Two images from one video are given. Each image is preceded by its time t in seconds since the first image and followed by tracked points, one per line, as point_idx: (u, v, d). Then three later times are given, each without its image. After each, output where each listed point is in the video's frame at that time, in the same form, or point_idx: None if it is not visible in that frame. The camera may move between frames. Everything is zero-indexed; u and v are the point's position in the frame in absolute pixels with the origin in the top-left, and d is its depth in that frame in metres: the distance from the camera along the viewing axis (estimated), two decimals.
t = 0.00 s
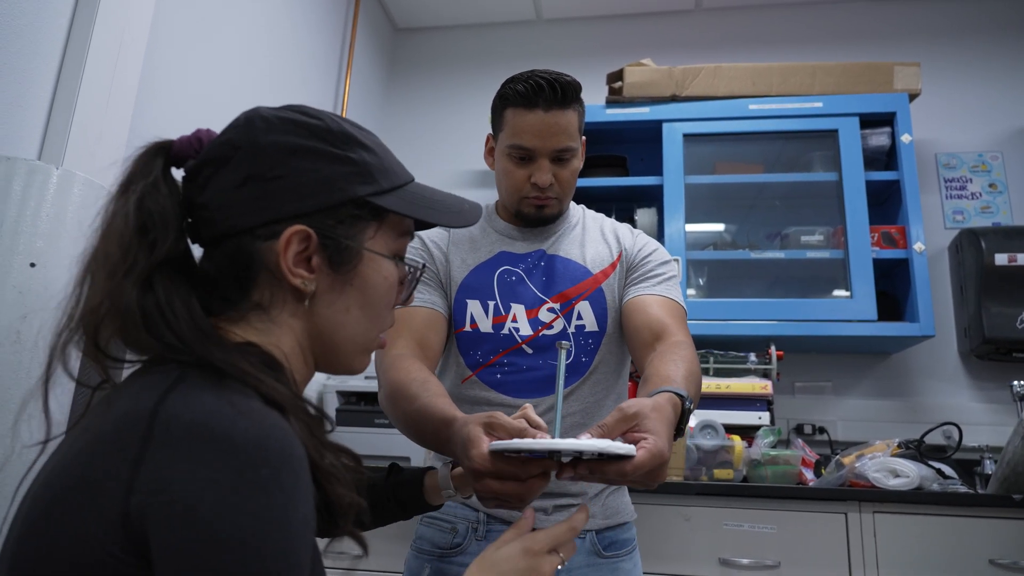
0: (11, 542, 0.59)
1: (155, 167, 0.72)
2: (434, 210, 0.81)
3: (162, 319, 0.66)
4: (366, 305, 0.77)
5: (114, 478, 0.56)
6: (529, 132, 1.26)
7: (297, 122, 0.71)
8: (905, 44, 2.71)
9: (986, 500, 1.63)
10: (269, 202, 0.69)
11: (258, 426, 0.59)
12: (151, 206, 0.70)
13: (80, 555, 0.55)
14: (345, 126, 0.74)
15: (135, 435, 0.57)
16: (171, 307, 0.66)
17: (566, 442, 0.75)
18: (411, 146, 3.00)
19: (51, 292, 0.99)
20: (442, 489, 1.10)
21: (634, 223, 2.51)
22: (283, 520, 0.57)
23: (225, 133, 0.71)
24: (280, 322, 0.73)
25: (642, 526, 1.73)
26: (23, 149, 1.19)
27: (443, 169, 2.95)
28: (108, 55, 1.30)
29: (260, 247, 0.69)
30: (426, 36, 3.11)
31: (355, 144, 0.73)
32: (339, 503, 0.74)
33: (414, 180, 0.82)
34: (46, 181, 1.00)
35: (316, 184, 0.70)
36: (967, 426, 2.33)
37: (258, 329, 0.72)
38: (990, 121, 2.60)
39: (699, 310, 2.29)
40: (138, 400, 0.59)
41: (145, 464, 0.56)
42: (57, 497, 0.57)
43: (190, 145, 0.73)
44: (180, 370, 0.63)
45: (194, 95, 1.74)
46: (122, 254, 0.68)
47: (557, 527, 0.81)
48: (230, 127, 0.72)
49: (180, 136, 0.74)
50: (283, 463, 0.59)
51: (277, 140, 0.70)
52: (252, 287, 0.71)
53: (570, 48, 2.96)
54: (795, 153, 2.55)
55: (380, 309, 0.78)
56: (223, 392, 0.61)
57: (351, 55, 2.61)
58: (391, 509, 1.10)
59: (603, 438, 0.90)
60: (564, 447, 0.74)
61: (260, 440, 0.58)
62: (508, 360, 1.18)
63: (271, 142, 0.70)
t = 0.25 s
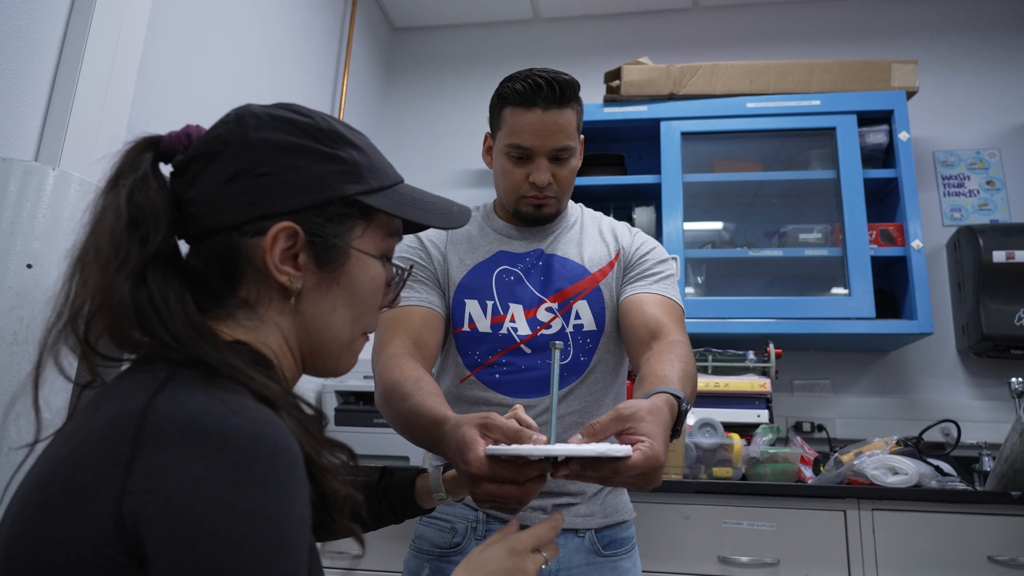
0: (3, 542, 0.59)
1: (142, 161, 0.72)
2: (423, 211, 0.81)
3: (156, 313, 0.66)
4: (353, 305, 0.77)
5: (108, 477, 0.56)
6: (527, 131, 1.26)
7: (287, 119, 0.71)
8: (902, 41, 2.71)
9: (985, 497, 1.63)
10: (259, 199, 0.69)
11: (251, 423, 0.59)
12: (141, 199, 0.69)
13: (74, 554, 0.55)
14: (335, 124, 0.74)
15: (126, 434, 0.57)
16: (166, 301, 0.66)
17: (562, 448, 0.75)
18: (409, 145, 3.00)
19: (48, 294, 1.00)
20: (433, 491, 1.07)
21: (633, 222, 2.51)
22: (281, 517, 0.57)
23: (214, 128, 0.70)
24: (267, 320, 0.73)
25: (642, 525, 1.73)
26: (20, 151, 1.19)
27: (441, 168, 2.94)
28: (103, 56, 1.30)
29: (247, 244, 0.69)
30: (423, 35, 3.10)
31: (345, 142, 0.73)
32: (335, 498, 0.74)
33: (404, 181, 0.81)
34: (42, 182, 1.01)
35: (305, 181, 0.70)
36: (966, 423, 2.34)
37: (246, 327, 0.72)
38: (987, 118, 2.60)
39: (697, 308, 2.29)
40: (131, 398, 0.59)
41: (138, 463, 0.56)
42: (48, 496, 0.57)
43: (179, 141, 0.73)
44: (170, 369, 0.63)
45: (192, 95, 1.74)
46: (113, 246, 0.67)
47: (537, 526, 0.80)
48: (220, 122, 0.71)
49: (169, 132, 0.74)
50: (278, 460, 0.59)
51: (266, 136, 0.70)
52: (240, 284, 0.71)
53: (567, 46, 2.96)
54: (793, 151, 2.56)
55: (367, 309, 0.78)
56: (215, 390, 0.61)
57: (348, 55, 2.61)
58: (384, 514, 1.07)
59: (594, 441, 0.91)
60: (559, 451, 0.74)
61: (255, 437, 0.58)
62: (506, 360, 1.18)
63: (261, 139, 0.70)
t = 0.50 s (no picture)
0: None
1: (123, 158, 0.72)
2: (408, 205, 0.82)
3: (141, 309, 0.66)
4: (339, 298, 0.77)
5: (94, 475, 0.56)
6: (524, 129, 1.26)
7: (268, 113, 0.71)
8: (901, 38, 2.70)
9: (985, 494, 1.63)
10: (241, 192, 0.69)
11: (238, 420, 0.59)
12: (123, 196, 0.70)
13: (62, 552, 0.55)
14: (317, 118, 0.74)
15: (112, 433, 0.57)
16: (151, 296, 0.66)
17: (562, 444, 0.75)
18: (408, 144, 3.00)
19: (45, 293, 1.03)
20: (425, 489, 1.07)
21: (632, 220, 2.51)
22: (271, 512, 0.58)
23: (196, 124, 0.71)
24: (251, 315, 0.72)
25: (642, 522, 1.74)
26: (18, 151, 1.19)
27: (440, 167, 2.94)
28: (101, 55, 1.30)
29: (229, 238, 0.69)
30: (421, 33, 3.10)
31: (327, 136, 0.73)
32: (327, 490, 0.75)
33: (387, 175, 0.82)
34: (40, 183, 1.04)
35: (287, 175, 0.70)
36: (966, 419, 2.34)
37: (232, 323, 0.72)
38: (987, 114, 2.60)
39: (697, 306, 2.29)
40: (117, 395, 0.59)
41: (123, 461, 0.56)
42: (34, 496, 0.57)
43: (161, 138, 0.73)
44: (156, 366, 0.63)
45: (190, 95, 1.74)
46: (97, 244, 0.68)
47: (527, 519, 0.81)
48: (201, 118, 0.71)
49: (150, 128, 0.74)
50: (267, 455, 0.59)
51: (247, 130, 0.70)
52: (224, 279, 0.71)
53: (566, 44, 2.95)
54: (792, 148, 2.55)
55: (353, 304, 0.78)
56: (200, 387, 0.61)
57: (346, 54, 2.61)
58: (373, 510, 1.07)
59: (591, 436, 0.90)
60: (557, 448, 0.74)
61: (242, 433, 0.58)
62: (504, 359, 1.18)
63: (242, 132, 0.70)
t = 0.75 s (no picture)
0: None
1: (106, 161, 0.72)
2: (394, 202, 0.82)
3: (127, 313, 0.66)
4: (327, 297, 0.77)
5: (82, 480, 0.56)
6: (522, 132, 1.26)
7: (250, 113, 0.72)
8: (901, 41, 2.71)
9: (984, 496, 1.63)
10: (225, 192, 0.69)
11: (227, 421, 0.59)
12: (106, 199, 0.70)
13: (53, 557, 0.56)
14: (301, 116, 0.74)
15: (100, 436, 0.57)
16: (136, 298, 0.66)
17: (562, 448, 0.76)
18: (408, 146, 3.00)
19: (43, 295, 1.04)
20: (418, 492, 1.07)
21: (631, 222, 2.51)
22: (263, 514, 0.58)
23: (177, 126, 0.71)
24: (240, 315, 0.73)
25: (640, 524, 1.74)
26: (18, 152, 1.19)
27: (440, 169, 2.94)
28: (100, 58, 1.30)
29: (215, 238, 0.69)
30: (421, 35, 3.10)
31: (311, 134, 0.73)
32: (318, 490, 0.76)
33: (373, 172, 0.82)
34: (40, 185, 1.05)
35: (271, 174, 0.71)
36: (965, 422, 2.34)
37: (219, 324, 0.72)
38: (985, 117, 2.60)
39: (696, 308, 2.29)
40: (105, 399, 0.59)
41: (113, 464, 0.56)
42: (26, 499, 0.57)
43: (142, 140, 0.74)
44: (144, 369, 0.63)
45: (190, 97, 1.75)
46: (80, 248, 0.67)
47: (517, 523, 0.81)
48: (182, 120, 0.72)
49: (132, 131, 0.74)
50: (256, 456, 0.59)
51: (230, 130, 0.70)
52: (210, 280, 0.71)
53: (565, 46, 2.96)
54: (791, 150, 2.56)
55: (342, 301, 0.78)
56: (188, 390, 0.61)
57: (346, 56, 2.61)
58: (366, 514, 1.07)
59: (591, 441, 0.89)
60: (556, 452, 0.74)
61: (231, 434, 0.58)
62: (502, 361, 1.18)
63: (225, 133, 0.70)
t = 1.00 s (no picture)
0: None
1: (104, 163, 0.73)
2: (392, 200, 0.82)
3: (128, 311, 0.66)
4: (326, 295, 0.77)
5: (81, 480, 0.56)
6: (525, 133, 1.26)
7: (247, 113, 0.72)
8: (905, 42, 2.70)
9: (988, 498, 1.63)
10: (223, 191, 0.69)
11: (226, 418, 0.59)
12: (105, 199, 0.70)
13: (54, 556, 0.56)
14: (297, 116, 0.75)
15: (100, 435, 0.57)
16: (137, 297, 0.67)
17: (566, 445, 0.76)
18: (411, 146, 3.00)
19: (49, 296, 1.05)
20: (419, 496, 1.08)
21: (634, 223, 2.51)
22: (263, 510, 0.58)
23: (175, 126, 0.71)
24: (239, 314, 0.73)
25: (643, 526, 1.73)
26: (24, 152, 1.20)
27: (443, 169, 2.94)
28: (106, 58, 1.31)
29: (214, 237, 0.70)
30: (425, 36, 3.11)
31: (308, 134, 0.74)
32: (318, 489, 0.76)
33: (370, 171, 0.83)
34: (46, 185, 1.06)
35: (269, 172, 0.71)
36: (969, 424, 2.33)
37: (219, 323, 0.72)
38: (990, 118, 2.60)
39: (699, 309, 2.29)
40: (105, 398, 0.59)
41: (112, 463, 0.56)
42: (27, 499, 0.57)
43: (141, 141, 0.74)
44: (145, 367, 0.63)
45: (194, 97, 1.75)
46: (80, 248, 0.68)
47: (502, 511, 0.80)
48: (180, 121, 0.72)
49: (130, 133, 0.74)
50: (255, 452, 0.59)
51: (227, 130, 0.70)
52: (209, 279, 0.71)
53: (568, 47, 2.96)
54: (795, 151, 2.55)
55: (341, 300, 0.78)
56: (188, 387, 0.61)
57: (349, 57, 2.61)
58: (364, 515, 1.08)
59: (594, 440, 0.88)
60: (559, 450, 0.74)
61: (230, 431, 0.59)
62: (506, 362, 1.18)
63: (223, 133, 0.70)
